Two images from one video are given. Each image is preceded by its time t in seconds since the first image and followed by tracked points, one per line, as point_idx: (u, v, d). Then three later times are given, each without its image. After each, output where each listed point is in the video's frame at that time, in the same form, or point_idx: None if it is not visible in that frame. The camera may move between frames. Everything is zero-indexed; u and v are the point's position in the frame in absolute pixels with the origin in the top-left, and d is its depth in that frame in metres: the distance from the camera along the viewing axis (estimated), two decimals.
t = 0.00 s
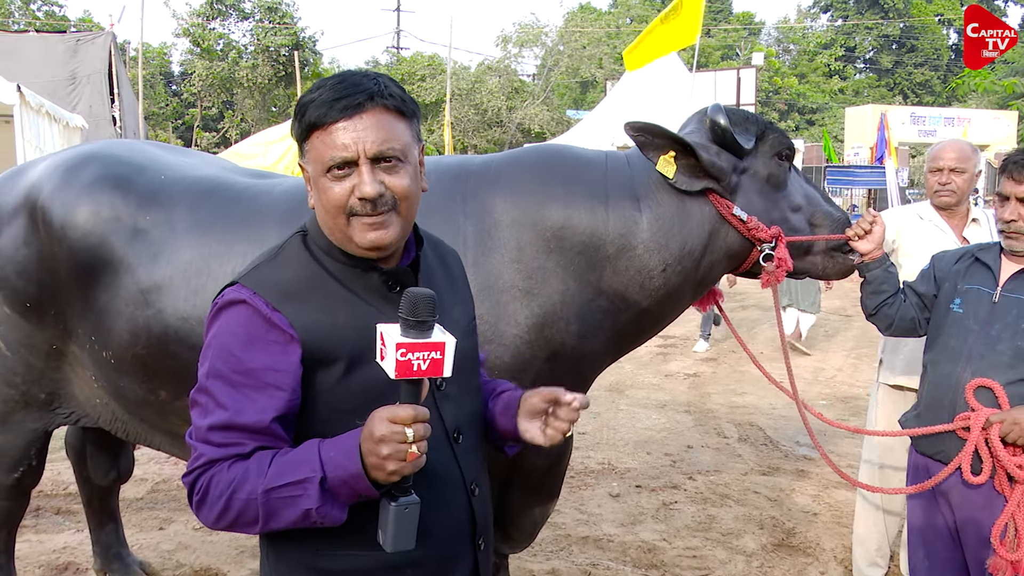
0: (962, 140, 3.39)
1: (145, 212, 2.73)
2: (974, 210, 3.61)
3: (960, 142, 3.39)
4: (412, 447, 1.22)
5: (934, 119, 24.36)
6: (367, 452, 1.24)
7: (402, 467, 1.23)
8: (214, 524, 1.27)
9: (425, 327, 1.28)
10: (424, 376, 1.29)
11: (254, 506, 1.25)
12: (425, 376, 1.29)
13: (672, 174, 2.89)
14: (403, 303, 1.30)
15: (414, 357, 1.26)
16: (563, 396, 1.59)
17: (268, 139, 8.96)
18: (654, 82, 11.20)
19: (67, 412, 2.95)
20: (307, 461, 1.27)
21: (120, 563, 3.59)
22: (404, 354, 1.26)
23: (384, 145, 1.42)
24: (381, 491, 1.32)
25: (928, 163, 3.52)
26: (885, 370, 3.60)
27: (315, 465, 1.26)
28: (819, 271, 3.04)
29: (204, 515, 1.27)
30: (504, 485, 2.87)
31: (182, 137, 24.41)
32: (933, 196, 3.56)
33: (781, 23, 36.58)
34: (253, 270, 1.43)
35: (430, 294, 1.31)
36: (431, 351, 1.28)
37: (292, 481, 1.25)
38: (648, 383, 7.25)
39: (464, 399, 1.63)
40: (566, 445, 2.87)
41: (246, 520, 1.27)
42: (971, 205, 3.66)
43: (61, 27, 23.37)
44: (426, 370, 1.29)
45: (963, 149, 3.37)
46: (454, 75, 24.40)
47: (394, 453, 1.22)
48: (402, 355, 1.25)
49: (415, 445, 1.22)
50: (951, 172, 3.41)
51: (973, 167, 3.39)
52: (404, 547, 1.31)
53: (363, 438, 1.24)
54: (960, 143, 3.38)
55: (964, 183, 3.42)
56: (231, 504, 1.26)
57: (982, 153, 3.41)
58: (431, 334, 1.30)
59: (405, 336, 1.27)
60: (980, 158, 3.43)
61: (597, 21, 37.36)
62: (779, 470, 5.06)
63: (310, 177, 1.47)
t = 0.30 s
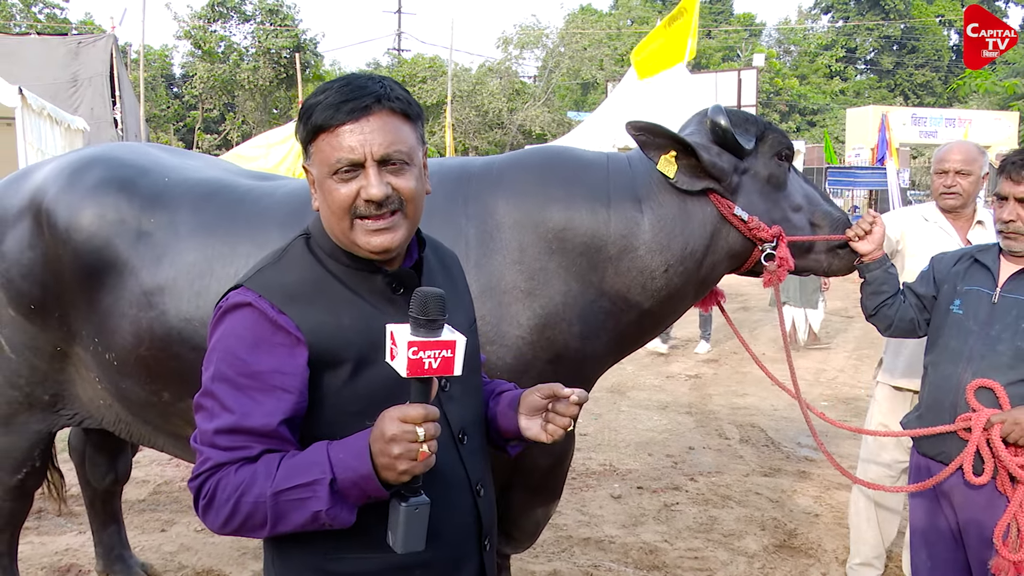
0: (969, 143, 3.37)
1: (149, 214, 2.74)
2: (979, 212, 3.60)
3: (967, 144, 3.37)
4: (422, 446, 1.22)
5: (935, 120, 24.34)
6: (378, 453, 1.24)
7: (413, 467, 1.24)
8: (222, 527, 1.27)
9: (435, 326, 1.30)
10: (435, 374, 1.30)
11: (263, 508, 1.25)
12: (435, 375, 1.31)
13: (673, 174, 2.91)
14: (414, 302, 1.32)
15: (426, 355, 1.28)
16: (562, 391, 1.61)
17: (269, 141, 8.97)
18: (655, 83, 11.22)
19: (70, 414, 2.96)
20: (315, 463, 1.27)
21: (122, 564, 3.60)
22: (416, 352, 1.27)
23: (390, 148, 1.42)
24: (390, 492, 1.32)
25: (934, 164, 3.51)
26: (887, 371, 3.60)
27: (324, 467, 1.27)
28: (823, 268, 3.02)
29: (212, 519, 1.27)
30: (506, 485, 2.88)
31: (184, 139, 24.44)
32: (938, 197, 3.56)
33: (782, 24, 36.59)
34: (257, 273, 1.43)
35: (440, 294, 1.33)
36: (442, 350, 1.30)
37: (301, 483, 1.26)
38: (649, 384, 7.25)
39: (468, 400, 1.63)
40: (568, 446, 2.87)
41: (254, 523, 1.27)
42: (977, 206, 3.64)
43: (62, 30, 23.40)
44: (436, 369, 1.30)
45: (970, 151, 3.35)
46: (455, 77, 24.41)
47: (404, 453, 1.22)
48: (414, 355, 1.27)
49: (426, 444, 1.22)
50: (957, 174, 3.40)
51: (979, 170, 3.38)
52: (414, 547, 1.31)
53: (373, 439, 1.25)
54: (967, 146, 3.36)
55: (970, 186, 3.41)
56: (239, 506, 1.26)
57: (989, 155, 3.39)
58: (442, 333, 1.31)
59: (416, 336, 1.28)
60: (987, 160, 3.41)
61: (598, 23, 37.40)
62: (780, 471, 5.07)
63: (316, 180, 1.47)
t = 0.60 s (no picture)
0: (963, 144, 3.39)
1: (150, 214, 2.74)
2: (974, 214, 3.59)
3: (961, 146, 3.38)
4: (422, 449, 1.23)
5: (936, 121, 24.32)
6: (378, 455, 1.24)
7: (413, 470, 1.24)
8: (222, 528, 1.27)
9: (437, 330, 1.29)
10: (437, 378, 1.31)
11: (262, 509, 1.25)
12: (437, 379, 1.31)
13: (670, 173, 2.91)
14: (415, 306, 1.30)
15: (427, 360, 1.28)
16: (562, 393, 1.60)
17: (270, 142, 8.98)
18: (655, 84, 11.23)
19: (71, 414, 2.96)
20: (315, 465, 1.27)
21: (122, 564, 3.60)
22: (418, 357, 1.27)
23: (393, 150, 1.43)
24: (390, 493, 1.32)
25: (930, 165, 3.53)
26: (882, 371, 3.60)
27: (324, 469, 1.27)
28: (817, 269, 3.05)
29: (211, 519, 1.28)
30: (506, 485, 2.88)
31: (184, 140, 24.45)
32: (933, 198, 3.56)
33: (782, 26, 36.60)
34: (257, 274, 1.44)
35: (441, 297, 1.31)
36: (444, 354, 1.30)
37: (301, 485, 1.26)
38: (649, 386, 7.24)
39: (467, 402, 1.64)
40: (568, 446, 2.87)
41: (253, 524, 1.27)
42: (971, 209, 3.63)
43: (63, 30, 23.40)
44: (438, 373, 1.30)
45: (964, 153, 3.37)
46: (456, 78, 24.42)
47: (405, 456, 1.23)
48: (416, 358, 1.27)
49: (426, 447, 1.23)
50: (951, 175, 3.41)
51: (974, 171, 3.38)
52: (413, 550, 1.31)
53: (373, 441, 1.25)
54: (961, 147, 3.37)
55: (964, 187, 3.41)
56: (239, 507, 1.26)
57: (983, 157, 3.40)
58: (444, 337, 1.31)
59: (418, 340, 1.28)
60: (982, 162, 3.43)
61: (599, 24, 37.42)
62: (780, 472, 5.06)
63: (318, 182, 1.47)
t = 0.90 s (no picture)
0: (955, 143, 3.41)
1: (150, 214, 2.74)
2: (964, 213, 3.61)
3: (953, 144, 3.40)
4: (423, 450, 1.23)
5: (937, 121, 24.29)
6: (378, 455, 1.24)
7: (414, 470, 1.24)
8: (222, 527, 1.27)
9: (438, 331, 1.28)
10: (438, 379, 1.30)
11: (262, 509, 1.25)
12: (438, 380, 1.31)
13: (666, 172, 2.91)
14: (416, 307, 1.30)
15: (428, 361, 1.28)
16: (563, 384, 1.59)
17: (271, 142, 8.98)
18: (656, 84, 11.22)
19: (71, 414, 2.96)
20: (316, 464, 1.27)
21: (124, 564, 3.60)
22: (419, 358, 1.27)
23: (395, 147, 1.42)
24: (391, 494, 1.32)
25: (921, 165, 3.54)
26: (874, 370, 3.59)
27: (325, 469, 1.26)
28: (813, 269, 3.06)
29: (211, 519, 1.27)
30: (507, 483, 2.88)
31: (186, 139, 24.48)
32: (924, 198, 3.56)
33: (784, 26, 36.58)
34: (257, 273, 1.43)
35: (444, 299, 1.31)
36: (445, 356, 1.30)
37: (301, 485, 1.25)
38: (650, 386, 7.24)
39: (467, 401, 1.64)
40: (568, 445, 2.87)
41: (253, 524, 1.27)
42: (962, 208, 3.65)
43: (65, 30, 23.43)
44: (439, 374, 1.30)
45: (956, 151, 3.39)
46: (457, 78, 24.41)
47: (406, 457, 1.22)
48: (417, 359, 1.27)
49: (427, 448, 1.23)
50: (943, 174, 3.42)
51: (965, 171, 3.41)
52: (412, 550, 1.31)
53: (374, 441, 1.25)
54: (954, 146, 3.40)
55: (956, 186, 3.42)
56: (238, 507, 1.26)
57: (975, 157, 3.42)
58: (445, 338, 1.31)
59: (420, 341, 1.28)
60: (972, 163, 3.45)
61: (600, 24, 37.40)
62: (781, 473, 5.06)
63: (319, 179, 1.47)
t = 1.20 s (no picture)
0: (950, 144, 3.40)
1: (142, 213, 2.74)
2: (960, 213, 3.59)
3: (947, 145, 3.40)
4: (425, 442, 1.23)
5: (940, 122, 24.27)
6: (379, 449, 1.24)
7: (415, 463, 1.24)
8: (223, 526, 1.27)
9: (437, 322, 1.29)
10: (437, 370, 1.31)
11: (263, 506, 1.25)
12: (438, 371, 1.31)
13: (655, 166, 2.92)
14: (414, 298, 1.31)
15: (427, 352, 1.28)
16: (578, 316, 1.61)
17: (273, 143, 8.99)
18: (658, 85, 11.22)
19: (66, 414, 2.96)
20: (316, 461, 1.27)
21: (125, 564, 3.61)
22: (418, 349, 1.27)
23: (387, 142, 1.43)
24: (392, 488, 1.32)
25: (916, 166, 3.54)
26: (871, 370, 3.59)
27: (325, 464, 1.26)
28: (806, 268, 3.07)
29: (212, 518, 1.27)
30: (506, 483, 2.88)
31: (187, 140, 24.51)
32: (918, 198, 3.56)
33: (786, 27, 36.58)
34: (254, 273, 1.44)
35: (441, 290, 1.32)
36: (444, 346, 1.30)
37: (302, 481, 1.25)
38: (652, 386, 7.23)
39: (467, 397, 1.63)
40: (567, 443, 2.87)
41: (255, 522, 1.27)
42: (957, 209, 3.63)
43: (67, 30, 23.46)
44: (439, 364, 1.30)
45: (951, 152, 3.38)
46: (459, 78, 24.42)
47: (407, 449, 1.23)
48: (416, 350, 1.27)
49: (428, 439, 1.24)
50: (937, 175, 3.42)
51: (960, 171, 3.39)
52: (415, 544, 1.31)
53: (374, 435, 1.25)
54: (948, 147, 3.39)
55: (950, 187, 3.41)
56: (239, 505, 1.26)
57: (969, 158, 3.42)
58: (443, 329, 1.31)
59: (417, 332, 1.28)
60: (967, 164, 3.44)
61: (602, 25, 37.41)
62: (783, 474, 5.06)
63: (312, 177, 1.48)
